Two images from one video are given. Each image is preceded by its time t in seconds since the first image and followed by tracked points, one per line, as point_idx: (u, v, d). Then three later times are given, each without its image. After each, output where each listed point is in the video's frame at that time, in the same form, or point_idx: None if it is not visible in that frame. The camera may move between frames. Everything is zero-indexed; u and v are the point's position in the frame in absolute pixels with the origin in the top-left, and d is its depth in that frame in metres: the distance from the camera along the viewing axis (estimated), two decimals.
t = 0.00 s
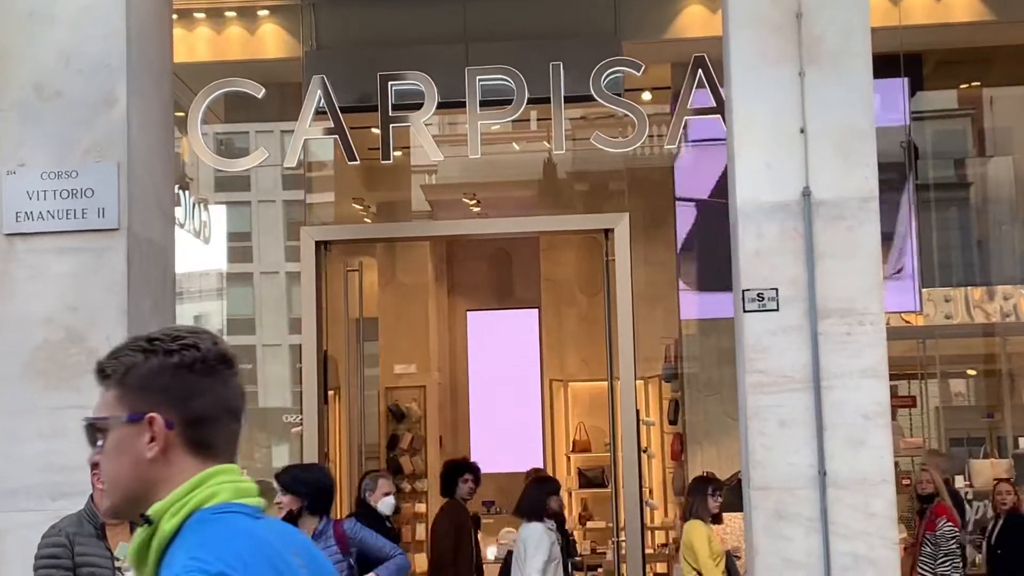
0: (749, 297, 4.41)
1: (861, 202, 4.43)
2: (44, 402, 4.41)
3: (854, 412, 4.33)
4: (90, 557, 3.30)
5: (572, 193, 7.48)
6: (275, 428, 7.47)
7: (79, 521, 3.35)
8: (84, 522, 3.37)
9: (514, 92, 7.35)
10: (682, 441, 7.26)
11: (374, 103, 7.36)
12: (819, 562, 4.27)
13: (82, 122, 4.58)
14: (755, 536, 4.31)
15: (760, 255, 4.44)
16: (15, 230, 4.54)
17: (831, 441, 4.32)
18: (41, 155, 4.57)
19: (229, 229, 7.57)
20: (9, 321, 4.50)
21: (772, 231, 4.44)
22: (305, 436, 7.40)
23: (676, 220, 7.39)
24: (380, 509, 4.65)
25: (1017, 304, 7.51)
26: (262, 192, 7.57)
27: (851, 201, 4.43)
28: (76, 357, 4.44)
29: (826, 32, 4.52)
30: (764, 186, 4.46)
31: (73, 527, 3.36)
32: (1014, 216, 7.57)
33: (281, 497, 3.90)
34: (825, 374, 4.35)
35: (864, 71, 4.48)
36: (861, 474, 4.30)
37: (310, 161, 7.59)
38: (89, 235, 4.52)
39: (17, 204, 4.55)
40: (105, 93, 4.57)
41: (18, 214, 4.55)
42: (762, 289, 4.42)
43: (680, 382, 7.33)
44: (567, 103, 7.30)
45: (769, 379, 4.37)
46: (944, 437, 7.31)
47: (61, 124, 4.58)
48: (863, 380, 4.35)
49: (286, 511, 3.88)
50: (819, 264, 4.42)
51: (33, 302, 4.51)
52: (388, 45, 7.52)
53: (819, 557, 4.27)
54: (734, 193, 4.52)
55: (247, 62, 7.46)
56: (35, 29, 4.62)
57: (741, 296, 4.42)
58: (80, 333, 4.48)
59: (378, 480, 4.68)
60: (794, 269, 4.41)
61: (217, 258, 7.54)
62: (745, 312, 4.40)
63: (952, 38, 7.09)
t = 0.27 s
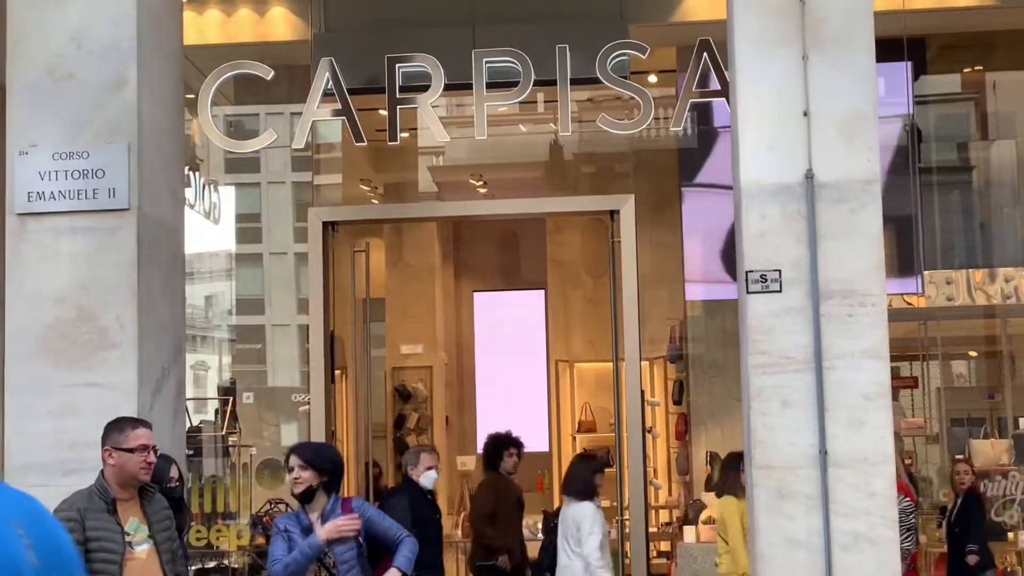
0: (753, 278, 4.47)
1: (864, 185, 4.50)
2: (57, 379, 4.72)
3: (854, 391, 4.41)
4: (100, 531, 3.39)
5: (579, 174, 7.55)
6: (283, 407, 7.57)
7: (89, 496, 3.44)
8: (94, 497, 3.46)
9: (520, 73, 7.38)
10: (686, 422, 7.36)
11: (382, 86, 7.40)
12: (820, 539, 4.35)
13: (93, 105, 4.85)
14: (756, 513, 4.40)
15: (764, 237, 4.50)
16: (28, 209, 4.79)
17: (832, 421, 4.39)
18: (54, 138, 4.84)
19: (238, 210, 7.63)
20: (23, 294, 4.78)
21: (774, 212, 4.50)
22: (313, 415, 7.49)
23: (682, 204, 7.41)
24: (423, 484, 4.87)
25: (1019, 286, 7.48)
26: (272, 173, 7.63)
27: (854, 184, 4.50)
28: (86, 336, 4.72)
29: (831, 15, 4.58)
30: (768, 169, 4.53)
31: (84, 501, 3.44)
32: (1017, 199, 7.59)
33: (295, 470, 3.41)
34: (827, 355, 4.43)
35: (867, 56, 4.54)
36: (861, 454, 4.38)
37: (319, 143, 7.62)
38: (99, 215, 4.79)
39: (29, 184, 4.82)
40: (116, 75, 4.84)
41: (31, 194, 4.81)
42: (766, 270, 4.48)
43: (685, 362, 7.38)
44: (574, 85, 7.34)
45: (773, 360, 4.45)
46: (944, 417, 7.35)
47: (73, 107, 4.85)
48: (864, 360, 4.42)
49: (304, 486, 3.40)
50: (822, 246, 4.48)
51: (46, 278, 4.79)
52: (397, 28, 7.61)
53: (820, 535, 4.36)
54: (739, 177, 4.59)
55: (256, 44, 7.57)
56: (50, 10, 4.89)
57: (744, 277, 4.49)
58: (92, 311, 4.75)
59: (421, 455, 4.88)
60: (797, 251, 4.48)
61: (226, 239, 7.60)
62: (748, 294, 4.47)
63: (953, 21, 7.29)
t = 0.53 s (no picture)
0: (755, 263, 4.47)
1: (866, 170, 4.48)
2: (58, 361, 4.71)
3: (856, 376, 4.40)
4: (104, 515, 3.34)
5: (580, 159, 7.52)
6: (284, 392, 7.51)
7: (90, 481, 3.37)
8: (96, 481, 3.39)
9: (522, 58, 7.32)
10: (688, 407, 7.33)
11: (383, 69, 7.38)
12: (821, 525, 4.35)
13: (94, 88, 4.83)
14: (757, 498, 4.40)
15: (766, 222, 4.49)
16: (29, 192, 4.79)
17: (833, 407, 4.39)
18: (54, 120, 4.83)
19: (239, 193, 7.62)
20: (24, 277, 4.77)
21: (777, 196, 4.49)
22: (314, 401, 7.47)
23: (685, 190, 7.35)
24: (463, 470, 5.20)
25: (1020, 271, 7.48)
26: (272, 157, 7.62)
27: (856, 169, 4.48)
28: (87, 321, 4.71)
29: None
30: (771, 153, 4.51)
31: (86, 485, 3.38)
32: (1018, 184, 7.56)
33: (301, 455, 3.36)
34: (828, 340, 4.42)
35: (869, 40, 4.53)
36: (863, 439, 4.37)
37: (320, 128, 7.61)
38: (100, 199, 4.78)
39: (30, 167, 4.81)
40: (117, 58, 4.82)
41: (32, 177, 4.80)
42: (768, 255, 4.48)
43: (687, 348, 7.35)
44: (575, 70, 7.39)
45: (775, 345, 4.44)
46: (945, 404, 7.31)
47: (73, 90, 4.84)
48: (866, 345, 4.41)
49: (313, 471, 3.33)
50: (823, 229, 4.47)
51: (46, 261, 4.78)
52: (397, 13, 7.61)
53: (821, 521, 4.36)
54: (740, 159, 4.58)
55: (256, 29, 7.53)
56: None
57: (746, 262, 4.48)
58: (92, 295, 4.74)
59: (461, 443, 5.21)
60: (798, 236, 4.47)
61: (227, 224, 7.59)
62: (750, 278, 4.46)
63: (954, 7, 7.29)
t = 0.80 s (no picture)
0: (755, 259, 4.47)
1: (867, 165, 4.48)
2: (57, 356, 4.71)
3: (856, 373, 4.40)
4: (106, 509, 3.37)
5: (580, 155, 7.52)
6: (284, 386, 7.51)
7: (93, 474, 3.40)
8: (99, 474, 3.42)
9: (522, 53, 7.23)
10: (687, 402, 7.29)
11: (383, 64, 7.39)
12: (821, 521, 4.36)
13: (95, 82, 4.82)
14: (757, 493, 4.40)
15: (767, 219, 4.50)
16: (29, 187, 4.78)
17: (833, 403, 4.39)
18: (55, 115, 4.83)
19: (239, 187, 7.60)
20: (24, 272, 4.77)
21: (777, 192, 4.49)
22: (313, 396, 7.46)
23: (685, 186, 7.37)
24: (502, 460, 5.11)
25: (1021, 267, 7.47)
26: (272, 153, 7.61)
27: (857, 165, 4.48)
28: (87, 316, 4.72)
29: None
30: (772, 148, 4.51)
31: (88, 478, 3.40)
32: (1018, 180, 7.51)
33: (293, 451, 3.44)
34: (828, 336, 4.42)
35: (870, 35, 4.52)
36: (863, 435, 4.38)
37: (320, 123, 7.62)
38: (101, 193, 4.78)
39: (30, 162, 4.80)
40: (117, 52, 4.82)
41: (32, 172, 4.79)
42: (768, 251, 4.48)
43: (686, 343, 7.35)
44: (576, 65, 7.41)
45: (775, 340, 4.44)
46: (945, 399, 7.34)
47: (74, 84, 4.83)
48: (866, 341, 4.42)
49: (310, 467, 3.44)
50: (824, 225, 4.47)
51: (47, 256, 4.78)
52: (397, 10, 7.63)
53: (821, 517, 4.36)
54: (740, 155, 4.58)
55: (257, 23, 7.53)
56: None
57: (747, 258, 4.48)
58: (93, 290, 4.74)
59: (500, 432, 5.12)
60: (799, 232, 4.47)
61: (227, 219, 7.57)
62: (750, 274, 4.46)
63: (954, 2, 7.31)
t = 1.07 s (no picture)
0: (760, 266, 4.46)
1: (870, 173, 4.49)
2: (62, 364, 4.72)
3: (861, 380, 4.40)
4: (115, 515, 3.37)
5: (584, 162, 7.53)
6: (287, 394, 7.50)
7: (100, 480, 3.40)
8: (106, 481, 3.42)
9: (526, 60, 7.39)
10: (691, 410, 7.26)
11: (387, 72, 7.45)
12: (826, 528, 4.35)
13: (100, 90, 4.84)
14: (762, 501, 4.39)
15: (771, 226, 4.49)
16: (36, 195, 4.80)
17: (838, 410, 4.38)
18: (61, 123, 4.84)
19: (243, 195, 7.57)
20: (29, 279, 4.78)
21: (782, 200, 4.49)
22: (317, 402, 7.47)
23: (687, 193, 7.36)
24: (543, 469, 5.09)
25: None
26: (277, 161, 7.58)
27: (860, 172, 4.49)
28: (93, 322, 4.72)
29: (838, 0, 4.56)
30: (775, 156, 4.52)
31: (96, 485, 3.41)
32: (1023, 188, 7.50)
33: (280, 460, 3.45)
34: (833, 343, 4.42)
35: (875, 41, 4.53)
36: (867, 443, 4.38)
37: (324, 131, 7.59)
38: (107, 202, 4.79)
39: (36, 170, 4.82)
40: (122, 60, 4.83)
41: (38, 180, 4.81)
42: (772, 258, 4.47)
43: (691, 351, 7.31)
44: (580, 72, 7.40)
45: (779, 348, 4.43)
46: (949, 406, 7.30)
47: (79, 93, 4.85)
48: (870, 348, 4.42)
49: (301, 477, 3.45)
50: (828, 232, 4.47)
51: (53, 264, 4.79)
52: (401, 17, 7.60)
53: (826, 524, 4.35)
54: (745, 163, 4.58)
55: (261, 31, 7.56)
56: None
57: (751, 265, 4.47)
58: (98, 298, 4.75)
59: (540, 442, 5.11)
60: (803, 240, 4.47)
61: (231, 226, 7.55)
62: (756, 282, 4.45)
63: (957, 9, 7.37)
